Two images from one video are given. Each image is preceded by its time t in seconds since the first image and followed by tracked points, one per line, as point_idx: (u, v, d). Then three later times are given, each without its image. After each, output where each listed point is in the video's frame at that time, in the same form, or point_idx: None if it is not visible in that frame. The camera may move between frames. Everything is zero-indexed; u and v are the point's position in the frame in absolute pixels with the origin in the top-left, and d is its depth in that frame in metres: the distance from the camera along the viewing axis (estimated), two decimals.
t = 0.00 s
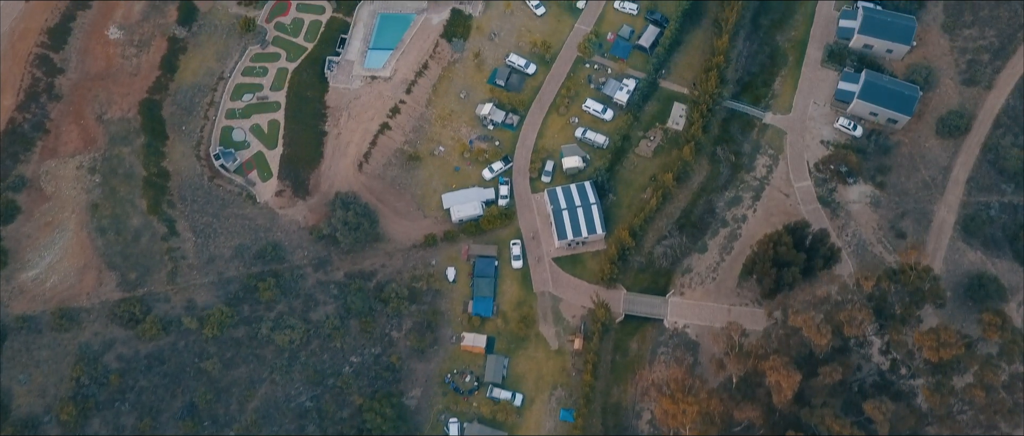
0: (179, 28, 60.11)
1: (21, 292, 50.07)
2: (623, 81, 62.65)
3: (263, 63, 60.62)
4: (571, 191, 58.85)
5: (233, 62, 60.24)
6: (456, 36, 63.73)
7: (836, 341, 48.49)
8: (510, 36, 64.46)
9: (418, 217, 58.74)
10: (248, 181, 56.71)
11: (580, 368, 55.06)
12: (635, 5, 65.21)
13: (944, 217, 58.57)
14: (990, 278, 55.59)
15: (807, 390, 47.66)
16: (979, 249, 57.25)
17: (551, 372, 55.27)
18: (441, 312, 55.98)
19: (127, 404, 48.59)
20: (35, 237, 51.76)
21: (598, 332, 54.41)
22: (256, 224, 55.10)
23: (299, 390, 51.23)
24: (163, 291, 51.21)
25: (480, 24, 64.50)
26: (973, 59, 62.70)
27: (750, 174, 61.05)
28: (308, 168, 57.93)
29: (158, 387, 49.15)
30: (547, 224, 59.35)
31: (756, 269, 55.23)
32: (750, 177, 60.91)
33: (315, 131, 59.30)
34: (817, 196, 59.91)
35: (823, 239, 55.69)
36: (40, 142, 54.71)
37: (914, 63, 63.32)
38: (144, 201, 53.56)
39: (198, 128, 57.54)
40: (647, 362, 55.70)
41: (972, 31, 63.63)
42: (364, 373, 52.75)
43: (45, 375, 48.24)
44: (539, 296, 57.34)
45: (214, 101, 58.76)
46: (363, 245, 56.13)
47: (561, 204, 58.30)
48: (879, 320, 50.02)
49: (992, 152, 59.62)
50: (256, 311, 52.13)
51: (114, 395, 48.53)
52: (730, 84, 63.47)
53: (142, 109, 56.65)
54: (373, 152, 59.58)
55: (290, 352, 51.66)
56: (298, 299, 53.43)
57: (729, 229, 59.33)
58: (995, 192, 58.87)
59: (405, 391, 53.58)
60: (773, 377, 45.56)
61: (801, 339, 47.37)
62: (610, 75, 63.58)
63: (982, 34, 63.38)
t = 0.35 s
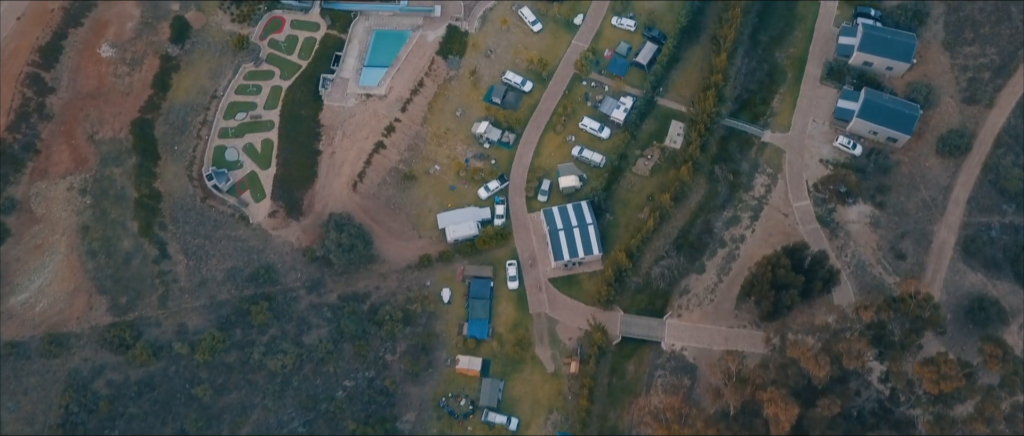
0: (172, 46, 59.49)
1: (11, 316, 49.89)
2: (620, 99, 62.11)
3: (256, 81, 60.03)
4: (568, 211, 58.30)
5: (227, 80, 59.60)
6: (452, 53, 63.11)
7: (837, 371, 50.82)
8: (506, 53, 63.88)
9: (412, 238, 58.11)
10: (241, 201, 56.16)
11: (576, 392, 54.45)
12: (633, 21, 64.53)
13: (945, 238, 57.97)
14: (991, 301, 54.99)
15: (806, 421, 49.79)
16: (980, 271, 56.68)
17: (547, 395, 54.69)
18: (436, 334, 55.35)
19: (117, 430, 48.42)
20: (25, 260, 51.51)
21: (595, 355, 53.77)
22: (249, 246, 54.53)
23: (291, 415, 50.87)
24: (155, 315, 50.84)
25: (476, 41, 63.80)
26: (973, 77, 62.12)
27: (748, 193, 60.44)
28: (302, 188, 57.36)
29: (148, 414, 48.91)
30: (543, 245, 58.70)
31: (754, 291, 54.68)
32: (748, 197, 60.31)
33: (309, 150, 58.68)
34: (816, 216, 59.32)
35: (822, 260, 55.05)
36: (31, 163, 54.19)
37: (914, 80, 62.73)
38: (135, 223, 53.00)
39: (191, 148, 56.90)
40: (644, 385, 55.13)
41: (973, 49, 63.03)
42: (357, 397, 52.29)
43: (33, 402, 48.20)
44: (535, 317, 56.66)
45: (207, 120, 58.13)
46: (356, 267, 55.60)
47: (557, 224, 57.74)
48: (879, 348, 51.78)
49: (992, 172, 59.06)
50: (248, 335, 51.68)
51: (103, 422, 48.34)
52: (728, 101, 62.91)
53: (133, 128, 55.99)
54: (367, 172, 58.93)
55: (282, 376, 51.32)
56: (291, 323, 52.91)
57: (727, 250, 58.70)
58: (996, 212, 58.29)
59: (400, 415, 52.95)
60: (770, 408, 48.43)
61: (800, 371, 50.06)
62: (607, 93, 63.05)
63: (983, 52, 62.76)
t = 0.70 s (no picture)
0: (165, 63, 58.92)
1: (2, 340, 49.60)
2: (617, 116, 61.51)
3: (251, 98, 59.50)
4: (564, 230, 57.76)
5: (220, 97, 59.04)
6: (448, 70, 62.59)
7: (835, 399, 51.24)
8: (502, 69, 63.53)
9: (408, 257, 57.57)
10: (234, 221, 55.66)
11: (573, 414, 53.97)
12: (630, 37, 64.01)
13: (945, 258, 57.43)
14: (991, 323, 54.59)
15: None
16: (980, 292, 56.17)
17: (543, 418, 54.17)
18: (431, 355, 54.73)
19: None
20: (15, 282, 50.98)
21: (591, 377, 53.16)
22: (242, 267, 54.04)
23: None
24: (146, 339, 50.41)
25: (472, 57, 63.43)
26: (974, 94, 61.53)
27: (746, 212, 59.94)
28: (296, 206, 56.71)
29: None
30: (540, 264, 58.07)
31: (752, 312, 54.20)
32: (746, 215, 59.83)
33: (303, 168, 58.08)
34: (815, 235, 58.78)
35: (820, 281, 54.73)
36: (22, 183, 53.74)
37: (914, 97, 62.18)
38: (127, 244, 52.39)
39: (184, 167, 56.32)
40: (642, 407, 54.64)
41: (974, 65, 62.45)
42: (351, 420, 52.06)
43: (24, 427, 48.14)
44: (531, 338, 56.07)
45: (200, 138, 57.56)
46: (351, 287, 55.13)
47: (554, 244, 57.26)
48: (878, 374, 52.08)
49: (993, 191, 58.53)
50: (241, 358, 51.36)
51: None
52: (727, 118, 62.31)
53: (125, 148, 55.41)
54: (362, 190, 58.34)
55: (275, 400, 51.05)
56: (284, 345, 52.47)
57: (725, 269, 58.21)
58: (997, 231, 57.75)
59: None
60: None
61: (797, 400, 50.57)
62: (604, 109, 62.54)
63: (983, 68, 62.20)
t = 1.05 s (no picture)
0: (157, 81, 58.31)
1: None
2: (614, 135, 60.94)
3: (244, 117, 58.89)
4: (561, 251, 57.16)
5: (214, 116, 58.52)
6: (443, 87, 62.02)
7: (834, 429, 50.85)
8: (499, 86, 62.96)
9: (402, 278, 56.95)
10: (227, 242, 54.94)
11: None
12: (628, 54, 63.42)
13: (946, 280, 56.86)
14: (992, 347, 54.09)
15: None
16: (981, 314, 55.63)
17: None
18: (425, 379, 54.15)
19: None
20: (6, 307, 50.84)
21: (587, 401, 52.50)
22: (235, 290, 53.55)
23: None
24: (137, 364, 50.26)
25: (468, 74, 62.82)
26: (975, 113, 60.89)
27: (745, 232, 59.32)
28: (289, 227, 56.16)
29: None
30: (536, 285, 57.47)
31: (750, 335, 53.63)
32: (744, 235, 59.21)
33: (297, 188, 57.48)
34: (814, 256, 58.17)
35: (820, 304, 54.10)
36: (12, 204, 53.50)
37: (915, 115, 61.55)
38: (117, 267, 51.93)
39: (176, 188, 55.77)
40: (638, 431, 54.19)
41: (975, 83, 61.82)
42: None
43: None
44: (527, 360, 55.47)
45: (193, 159, 56.99)
46: (344, 310, 54.54)
47: (550, 265, 56.68)
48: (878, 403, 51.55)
49: (994, 211, 57.95)
50: (233, 383, 51.07)
51: None
52: (725, 137, 61.72)
53: (117, 169, 54.87)
54: (356, 210, 57.73)
55: (268, 426, 50.80)
56: (277, 369, 52.17)
57: (723, 291, 57.61)
58: (998, 253, 57.14)
59: None
60: None
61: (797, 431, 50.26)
62: (601, 128, 62.00)
63: (984, 86, 61.57)
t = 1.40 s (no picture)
0: (150, 99, 57.77)
1: None
2: (611, 152, 60.46)
3: (238, 135, 58.41)
4: (557, 271, 56.64)
5: (207, 134, 58.03)
6: (439, 104, 61.50)
7: None
8: (495, 103, 62.44)
9: (397, 298, 56.40)
10: (220, 263, 54.47)
11: None
12: (625, 70, 62.95)
13: (946, 299, 56.38)
14: (992, 369, 53.69)
15: None
16: (981, 336, 55.23)
17: None
18: (420, 401, 53.69)
19: None
20: None
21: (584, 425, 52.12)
22: (228, 311, 53.16)
23: None
24: (128, 387, 49.97)
25: (464, 90, 62.32)
26: (976, 130, 60.35)
27: (743, 250, 58.78)
28: (283, 247, 55.67)
29: None
30: (532, 304, 56.89)
31: (749, 358, 53.11)
32: (742, 254, 58.67)
33: (292, 207, 56.95)
34: (813, 275, 57.66)
35: (818, 326, 53.54)
36: (3, 225, 53.11)
37: (914, 132, 61.02)
38: (109, 289, 51.57)
39: (168, 207, 55.26)
40: None
41: (975, 100, 61.29)
42: None
43: None
44: (523, 382, 54.98)
45: (186, 177, 56.50)
46: (338, 331, 54.07)
47: (547, 285, 56.21)
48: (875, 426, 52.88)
49: (995, 230, 57.51)
50: (225, 406, 50.65)
51: None
52: (723, 154, 61.20)
53: (109, 188, 54.37)
54: (351, 229, 57.25)
55: None
56: (270, 392, 51.73)
57: (721, 311, 57.08)
58: (999, 272, 56.66)
59: None
60: None
61: None
62: (598, 145, 61.51)
63: (985, 103, 61.05)
